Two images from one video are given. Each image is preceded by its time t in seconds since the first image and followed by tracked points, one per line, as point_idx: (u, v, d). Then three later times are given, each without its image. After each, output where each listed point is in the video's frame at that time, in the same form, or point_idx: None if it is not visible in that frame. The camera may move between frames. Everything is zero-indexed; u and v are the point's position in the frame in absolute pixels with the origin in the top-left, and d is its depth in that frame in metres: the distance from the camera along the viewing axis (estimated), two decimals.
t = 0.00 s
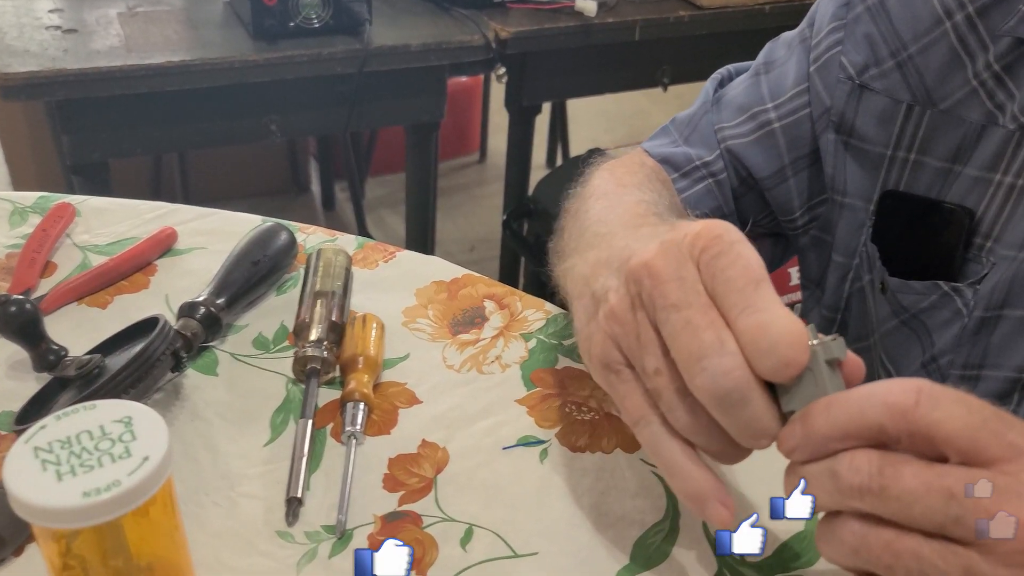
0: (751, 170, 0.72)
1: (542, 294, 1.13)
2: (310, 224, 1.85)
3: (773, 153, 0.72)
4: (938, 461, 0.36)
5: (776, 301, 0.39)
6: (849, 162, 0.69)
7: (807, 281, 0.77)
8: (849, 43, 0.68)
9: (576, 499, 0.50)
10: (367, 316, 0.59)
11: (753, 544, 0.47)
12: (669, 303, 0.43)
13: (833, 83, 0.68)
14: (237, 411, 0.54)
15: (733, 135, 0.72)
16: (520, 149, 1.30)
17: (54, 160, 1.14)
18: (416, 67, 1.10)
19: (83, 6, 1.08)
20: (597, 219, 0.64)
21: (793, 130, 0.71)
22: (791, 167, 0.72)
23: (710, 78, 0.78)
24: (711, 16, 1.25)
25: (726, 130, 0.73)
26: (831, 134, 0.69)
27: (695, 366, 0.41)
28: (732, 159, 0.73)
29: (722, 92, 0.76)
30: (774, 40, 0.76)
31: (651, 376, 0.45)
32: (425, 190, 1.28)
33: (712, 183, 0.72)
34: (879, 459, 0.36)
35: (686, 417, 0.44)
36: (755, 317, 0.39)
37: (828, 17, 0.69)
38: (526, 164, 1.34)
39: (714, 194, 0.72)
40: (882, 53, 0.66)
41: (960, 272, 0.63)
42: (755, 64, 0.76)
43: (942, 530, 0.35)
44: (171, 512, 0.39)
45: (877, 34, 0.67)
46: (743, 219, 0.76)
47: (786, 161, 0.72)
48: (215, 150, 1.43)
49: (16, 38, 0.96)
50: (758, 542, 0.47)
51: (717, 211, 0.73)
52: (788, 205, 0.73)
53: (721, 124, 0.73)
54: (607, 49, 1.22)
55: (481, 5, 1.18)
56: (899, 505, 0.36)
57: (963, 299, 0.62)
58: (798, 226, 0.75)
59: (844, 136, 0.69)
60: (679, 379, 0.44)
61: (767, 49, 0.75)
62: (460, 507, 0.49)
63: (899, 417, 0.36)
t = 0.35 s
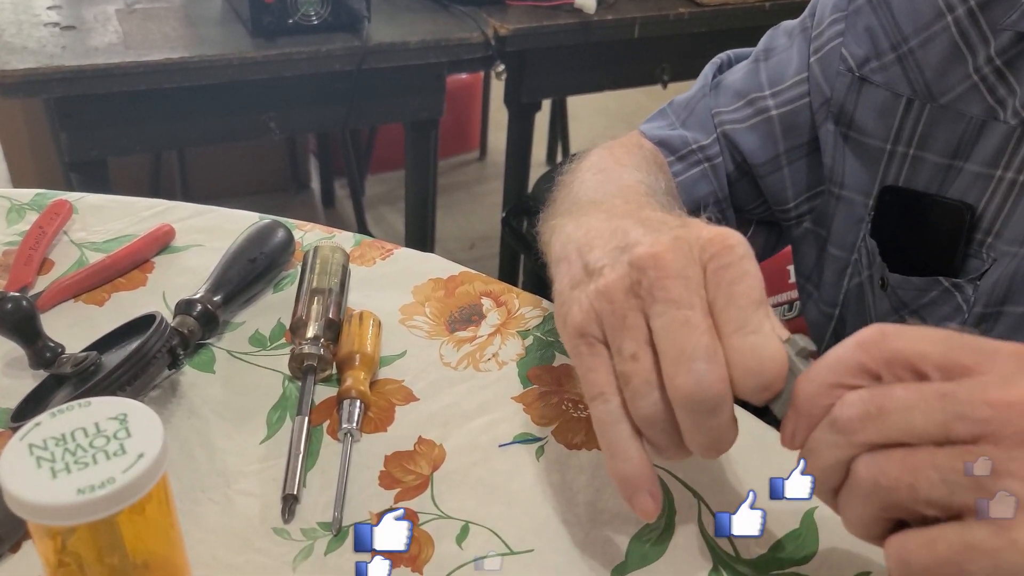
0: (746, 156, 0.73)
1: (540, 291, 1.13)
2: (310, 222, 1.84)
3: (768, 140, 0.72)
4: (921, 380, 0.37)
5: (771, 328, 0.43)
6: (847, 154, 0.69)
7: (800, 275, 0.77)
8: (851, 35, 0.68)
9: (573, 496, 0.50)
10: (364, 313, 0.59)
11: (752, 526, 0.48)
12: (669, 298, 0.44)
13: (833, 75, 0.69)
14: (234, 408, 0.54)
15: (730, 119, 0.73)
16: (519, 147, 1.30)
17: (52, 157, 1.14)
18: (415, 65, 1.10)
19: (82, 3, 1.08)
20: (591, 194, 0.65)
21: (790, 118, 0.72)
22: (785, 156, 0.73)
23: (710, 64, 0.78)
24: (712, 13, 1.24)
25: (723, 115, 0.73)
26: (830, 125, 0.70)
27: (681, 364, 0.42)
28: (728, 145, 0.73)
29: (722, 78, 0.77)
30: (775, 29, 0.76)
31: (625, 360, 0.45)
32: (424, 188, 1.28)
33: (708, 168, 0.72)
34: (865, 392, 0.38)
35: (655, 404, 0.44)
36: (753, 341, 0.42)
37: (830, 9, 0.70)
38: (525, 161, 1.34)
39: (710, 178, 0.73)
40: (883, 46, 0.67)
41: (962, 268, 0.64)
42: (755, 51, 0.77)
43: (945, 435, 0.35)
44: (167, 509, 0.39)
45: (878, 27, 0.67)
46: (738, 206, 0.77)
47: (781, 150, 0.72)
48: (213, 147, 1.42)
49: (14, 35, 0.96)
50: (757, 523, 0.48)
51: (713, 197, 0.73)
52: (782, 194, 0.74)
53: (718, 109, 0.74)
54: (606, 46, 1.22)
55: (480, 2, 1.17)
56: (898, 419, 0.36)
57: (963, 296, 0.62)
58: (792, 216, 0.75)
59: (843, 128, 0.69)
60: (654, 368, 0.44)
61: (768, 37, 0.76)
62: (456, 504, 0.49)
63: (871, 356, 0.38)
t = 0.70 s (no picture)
0: (753, 160, 0.73)
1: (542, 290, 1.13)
2: (311, 220, 1.85)
3: (776, 142, 0.72)
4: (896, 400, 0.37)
5: (759, 331, 0.43)
6: (856, 152, 0.69)
7: (811, 275, 0.78)
8: (858, 35, 0.68)
9: (574, 495, 0.50)
10: (365, 313, 0.59)
11: (752, 508, 0.49)
12: (656, 308, 0.45)
13: (840, 75, 0.69)
14: (236, 407, 0.54)
15: (737, 123, 0.73)
16: (521, 145, 1.30)
17: (55, 156, 1.14)
18: (417, 63, 1.10)
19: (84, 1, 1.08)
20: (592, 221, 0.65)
21: (796, 120, 0.72)
22: (794, 158, 0.73)
23: (718, 67, 0.79)
24: (714, 11, 1.24)
25: (730, 120, 0.74)
26: (837, 125, 0.70)
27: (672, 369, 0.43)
28: (735, 148, 0.74)
29: (729, 79, 0.77)
30: (783, 30, 0.76)
31: (618, 371, 0.46)
32: (426, 186, 1.28)
33: (714, 174, 0.73)
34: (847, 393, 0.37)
35: (651, 411, 0.44)
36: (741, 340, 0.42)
37: (837, 10, 0.70)
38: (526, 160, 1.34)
39: (716, 185, 0.73)
40: (891, 45, 0.67)
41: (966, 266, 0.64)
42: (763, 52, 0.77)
43: (926, 430, 0.34)
44: (170, 508, 0.39)
45: (886, 26, 0.67)
46: (745, 208, 0.77)
47: (790, 152, 0.72)
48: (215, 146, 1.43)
49: (16, 34, 0.96)
50: (757, 505, 0.49)
51: (719, 202, 0.74)
52: (790, 194, 0.74)
53: (725, 113, 0.74)
54: (608, 45, 1.22)
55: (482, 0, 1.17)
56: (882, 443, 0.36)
57: (967, 293, 0.63)
58: (800, 217, 0.76)
59: (849, 129, 0.69)
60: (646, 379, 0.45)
61: (776, 38, 0.76)
62: (457, 503, 0.49)
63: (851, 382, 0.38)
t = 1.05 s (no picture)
0: (757, 155, 0.73)
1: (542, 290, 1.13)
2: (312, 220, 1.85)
3: (778, 138, 0.73)
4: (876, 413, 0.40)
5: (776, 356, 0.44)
6: (858, 150, 0.70)
7: (811, 272, 0.78)
8: (861, 32, 0.69)
9: (576, 494, 0.50)
10: (368, 313, 0.59)
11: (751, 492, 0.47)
12: (675, 326, 0.45)
13: (843, 72, 0.69)
14: (239, 406, 0.54)
15: (740, 119, 0.73)
16: (522, 145, 1.30)
17: (56, 155, 1.14)
18: (418, 63, 1.10)
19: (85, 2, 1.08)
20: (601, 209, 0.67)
21: (798, 116, 0.72)
22: (796, 155, 0.73)
23: (721, 62, 0.79)
24: (715, 12, 1.24)
25: (733, 115, 0.74)
26: (839, 122, 0.70)
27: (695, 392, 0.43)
28: (738, 144, 0.74)
29: (731, 75, 0.77)
30: (787, 26, 0.77)
31: (633, 383, 0.46)
32: (427, 186, 1.28)
33: (718, 168, 0.73)
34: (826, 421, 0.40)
35: (665, 424, 0.45)
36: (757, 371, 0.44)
37: (841, 6, 0.71)
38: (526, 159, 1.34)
39: (721, 179, 0.73)
40: (893, 42, 0.67)
41: (967, 265, 0.64)
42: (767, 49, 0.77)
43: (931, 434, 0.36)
44: (174, 507, 0.40)
45: (889, 23, 0.67)
46: (749, 205, 0.77)
47: (791, 148, 0.73)
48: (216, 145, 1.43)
49: (18, 34, 0.96)
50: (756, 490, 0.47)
51: (724, 195, 0.73)
52: (792, 191, 0.74)
53: (728, 108, 0.75)
54: (608, 45, 1.22)
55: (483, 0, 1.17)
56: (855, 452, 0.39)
57: (967, 293, 0.63)
58: (803, 214, 0.76)
59: (852, 125, 0.70)
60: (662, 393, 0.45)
61: (780, 35, 0.76)
62: (460, 503, 0.49)
63: (832, 409, 0.41)
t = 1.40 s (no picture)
0: (762, 166, 0.73)
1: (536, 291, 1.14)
2: (305, 219, 1.85)
3: (780, 149, 0.72)
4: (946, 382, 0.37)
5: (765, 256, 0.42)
6: (853, 154, 0.70)
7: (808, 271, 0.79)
8: (856, 35, 0.69)
9: (567, 493, 0.50)
10: (360, 312, 0.60)
11: (751, 473, 0.52)
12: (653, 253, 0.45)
13: (837, 75, 0.69)
14: (231, 405, 0.54)
15: (742, 131, 0.73)
16: (516, 144, 1.30)
17: (49, 155, 1.14)
18: (411, 63, 1.10)
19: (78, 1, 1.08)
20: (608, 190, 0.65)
21: (797, 126, 0.72)
22: (798, 161, 0.73)
23: (719, 81, 0.79)
24: (708, 12, 1.25)
25: (734, 128, 0.73)
26: (834, 126, 0.70)
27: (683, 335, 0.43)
28: (741, 155, 0.72)
29: (730, 92, 0.77)
30: (784, 40, 0.76)
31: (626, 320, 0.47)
32: (421, 185, 1.28)
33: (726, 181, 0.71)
34: (891, 381, 0.37)
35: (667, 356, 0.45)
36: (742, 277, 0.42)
37: (835, 10, 0.70)
38: (520, 159, 1.34)
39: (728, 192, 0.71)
40: (887, 45, 0.67)
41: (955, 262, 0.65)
42: (764, 62, 0.77)
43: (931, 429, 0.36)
44: (164, 506, 0.40)
45: (883, 26, 0.67)
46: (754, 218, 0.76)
47: (794, 156, 0.73)
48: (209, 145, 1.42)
49: (11, 34, 0.96)
50: (756, 470, 0.52)
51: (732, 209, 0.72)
52: (797, 197, 0.75)
53: (728, 122, 0.74)
54: (602, 44, 1.22)
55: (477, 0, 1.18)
56: (914, 425, 0.37)
57: (955, 290, 0.64)
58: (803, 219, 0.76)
59: (847, 128, 0.70)
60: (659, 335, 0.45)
61: (777, 47, 0.76)
62: (453, 501, 0.49)
63: (898, 354, 0.37)
